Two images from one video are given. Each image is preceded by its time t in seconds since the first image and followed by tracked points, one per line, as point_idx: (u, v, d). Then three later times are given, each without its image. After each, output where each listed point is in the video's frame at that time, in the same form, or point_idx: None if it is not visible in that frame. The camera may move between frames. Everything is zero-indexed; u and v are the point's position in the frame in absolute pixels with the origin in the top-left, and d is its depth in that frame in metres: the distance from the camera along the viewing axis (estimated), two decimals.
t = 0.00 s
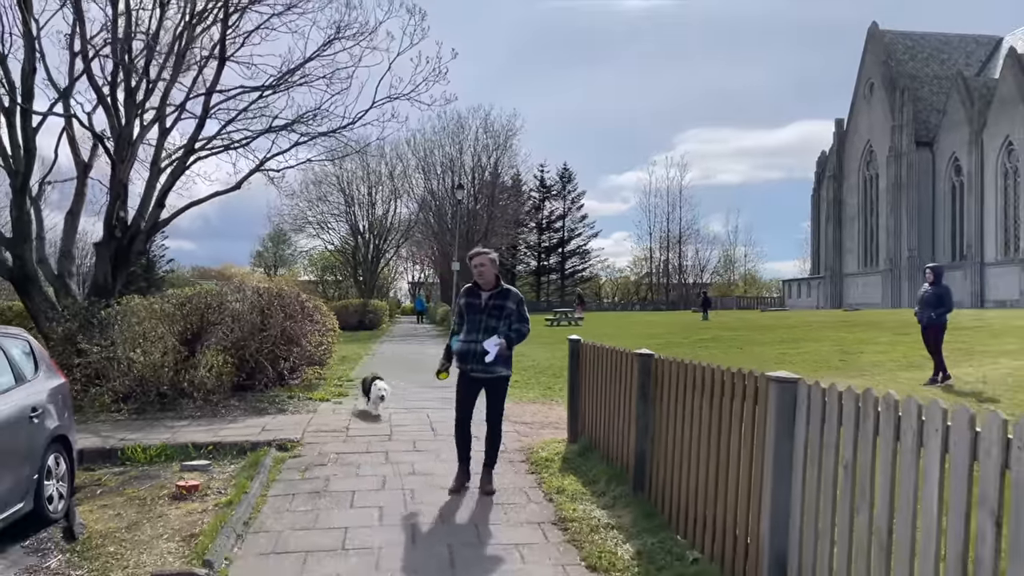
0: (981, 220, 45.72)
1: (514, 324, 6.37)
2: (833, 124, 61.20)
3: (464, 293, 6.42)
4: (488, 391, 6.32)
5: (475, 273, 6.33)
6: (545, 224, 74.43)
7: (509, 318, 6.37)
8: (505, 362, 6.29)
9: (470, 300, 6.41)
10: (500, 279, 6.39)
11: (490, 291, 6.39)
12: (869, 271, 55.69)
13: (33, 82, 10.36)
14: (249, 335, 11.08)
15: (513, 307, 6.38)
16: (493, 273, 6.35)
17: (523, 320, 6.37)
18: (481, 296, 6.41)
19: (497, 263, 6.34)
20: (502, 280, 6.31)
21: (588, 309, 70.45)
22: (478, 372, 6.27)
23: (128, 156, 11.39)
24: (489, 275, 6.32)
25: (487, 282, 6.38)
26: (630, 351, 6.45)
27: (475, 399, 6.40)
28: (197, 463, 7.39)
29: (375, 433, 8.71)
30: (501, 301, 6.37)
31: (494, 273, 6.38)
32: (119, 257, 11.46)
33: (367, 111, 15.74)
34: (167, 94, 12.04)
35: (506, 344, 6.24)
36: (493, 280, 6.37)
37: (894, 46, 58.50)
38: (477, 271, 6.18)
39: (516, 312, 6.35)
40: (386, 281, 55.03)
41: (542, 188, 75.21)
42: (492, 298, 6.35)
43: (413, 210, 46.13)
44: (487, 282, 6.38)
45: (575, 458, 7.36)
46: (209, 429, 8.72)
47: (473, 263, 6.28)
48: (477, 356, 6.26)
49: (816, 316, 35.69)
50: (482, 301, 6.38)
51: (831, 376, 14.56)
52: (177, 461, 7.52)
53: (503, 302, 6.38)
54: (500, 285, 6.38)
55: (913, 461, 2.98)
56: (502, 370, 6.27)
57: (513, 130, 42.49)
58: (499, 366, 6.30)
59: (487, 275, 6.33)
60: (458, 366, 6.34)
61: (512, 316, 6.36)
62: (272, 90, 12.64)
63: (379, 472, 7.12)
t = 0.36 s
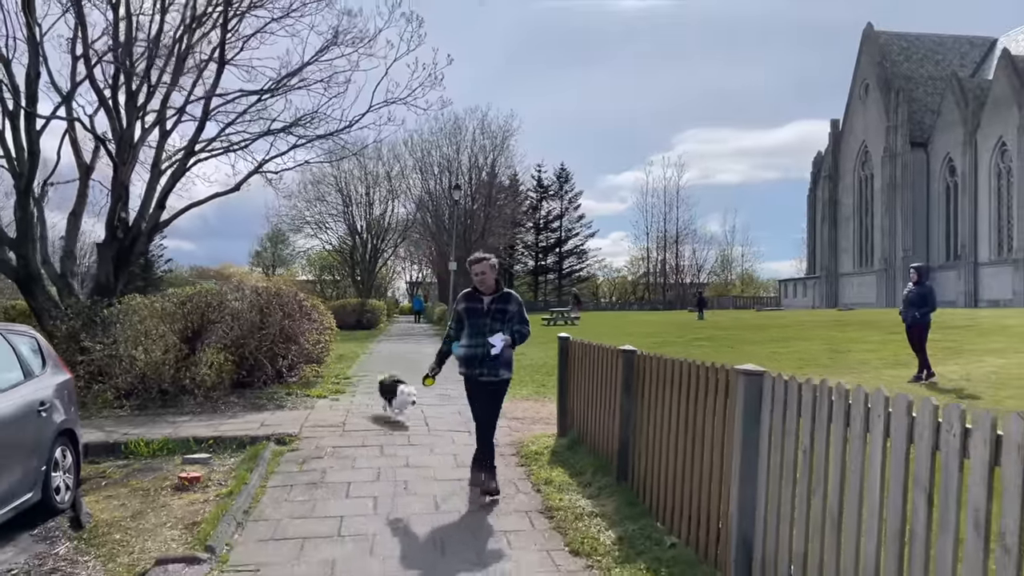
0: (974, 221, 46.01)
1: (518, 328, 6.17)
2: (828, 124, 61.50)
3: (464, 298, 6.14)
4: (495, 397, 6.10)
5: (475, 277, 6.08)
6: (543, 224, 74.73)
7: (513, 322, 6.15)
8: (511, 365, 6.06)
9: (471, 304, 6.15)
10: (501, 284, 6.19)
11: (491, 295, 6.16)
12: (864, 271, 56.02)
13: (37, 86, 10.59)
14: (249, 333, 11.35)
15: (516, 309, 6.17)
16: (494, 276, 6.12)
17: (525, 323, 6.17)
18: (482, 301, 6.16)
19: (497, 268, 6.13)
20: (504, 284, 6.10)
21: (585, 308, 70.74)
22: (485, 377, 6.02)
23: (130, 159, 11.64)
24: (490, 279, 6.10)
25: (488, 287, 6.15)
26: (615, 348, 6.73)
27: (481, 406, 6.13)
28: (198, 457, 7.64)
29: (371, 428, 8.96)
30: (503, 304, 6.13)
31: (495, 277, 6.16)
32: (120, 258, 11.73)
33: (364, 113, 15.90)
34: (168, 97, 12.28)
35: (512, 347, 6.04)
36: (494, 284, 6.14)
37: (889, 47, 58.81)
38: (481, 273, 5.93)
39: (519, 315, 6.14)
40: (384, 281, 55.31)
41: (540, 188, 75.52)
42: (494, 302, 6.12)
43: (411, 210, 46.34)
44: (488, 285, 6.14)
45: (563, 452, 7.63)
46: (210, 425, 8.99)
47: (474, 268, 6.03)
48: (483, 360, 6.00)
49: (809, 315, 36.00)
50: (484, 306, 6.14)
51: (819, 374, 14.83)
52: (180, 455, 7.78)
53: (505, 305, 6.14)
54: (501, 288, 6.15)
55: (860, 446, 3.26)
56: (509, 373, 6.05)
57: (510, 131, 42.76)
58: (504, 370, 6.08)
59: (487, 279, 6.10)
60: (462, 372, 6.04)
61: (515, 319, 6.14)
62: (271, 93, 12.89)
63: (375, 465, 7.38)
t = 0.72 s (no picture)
0: (968, 221, 46.34)
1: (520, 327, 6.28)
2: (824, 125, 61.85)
3: (465, 302, 6.20)
4: (499, 396, 6.23)
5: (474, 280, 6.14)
6: (540, 225, 75.00)
7: (515, 322, 6.25)
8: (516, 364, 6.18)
9: (472, 308, 6.21)
10: (500, 285, 6.26)
11: (491, 297, 6.24)
12: (859, 271, 56.35)
13: (42, 91, 10.84)
14: (249, 332, 11.59)
15: (518, 310, 6.27)
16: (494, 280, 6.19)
17: (527, 323, 6.29)
18: (483, 304, 6.24)
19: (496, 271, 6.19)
20: (503, 285, 6.18)
21: (582, 308, 71.01)
22: (489, 377, 6.14)
23: (132, 162, 11.88)
24: (489, 282, 6.16)
25: (487, 289, 6.22)
26: (605, 346, 6.98)
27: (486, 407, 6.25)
28: (201, 452, 7.90)
29: (369, 425, 9.21)
30: (505, 306, 6.23)
31: (494, 279, 6.21)
32: (123, 259, 11.97)
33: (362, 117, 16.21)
34: (170, 100, 12.51)
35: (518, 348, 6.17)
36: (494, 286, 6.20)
37: (884, 48, 59.16)
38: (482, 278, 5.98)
39: (521, 316, 6.25)
40: (382, 281, 55.52)
41: (537, 188, 75.79)
42: (495, 304, 6.21)
43: (408, 211, 46.54)
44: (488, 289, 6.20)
45: (555, 447, 7.89)
46: (212, 422, 9.24)
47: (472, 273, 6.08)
48: (490, 363, 6.10)
49: (803, 314, 36.32)
50: (485, 308, 6.21)
51: (810, 373, 15.10)
52: (183, 451, 8.04)
53: (506, 306, 6.23)
54: (502, 290, 6.23)
55: (819, 436, 3.55)
56: (514, 372, 6.18)
57: (507, 132, 43.01)
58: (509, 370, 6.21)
59: (488, 282, 6.16)
60: (467, 375, 6.14)
61: (517, 319, 6.25)
62: (271, 97, 13.16)
63: (373, 461, 7.63)
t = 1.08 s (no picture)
0: (961, 221, 46.74)
1: (519, 332, 6.25)
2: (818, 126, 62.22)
3: (465, 306, 6.39)
4: (499, 399, 6.23)
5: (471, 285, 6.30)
6: (536, 225, 75.28)
7: (513, 326, 6.26)
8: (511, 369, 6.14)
9: (472, 312, 6.36)
10: (499, 289, 6.30)
11: (491, 301, 6.33)
12: (853, 270, 56.76)
13: (47, 95, 11.06)
14: (251, 330, 11.84)
15: (516, 314, 6.27)
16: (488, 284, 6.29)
17: (525, 326, 6.23)
18: (482, 308, 6.35)
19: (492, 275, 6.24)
20: (500, 289, 6.22)
21: (578, 307, 71.31)
22: (484, 381, 6.17)
23: (135, 164, 12.13)
24: (486, 288, 6.25)
25: (486, 294, 6.31)
26: (596, 344, 7.27)
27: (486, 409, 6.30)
28: (206, 446, 8.16)
29: (368, 420, 9.47)
30: (502, 309, 6.29)
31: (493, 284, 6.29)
32: (127, 259, 12.23)
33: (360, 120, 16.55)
34: (172, 104, 12.76)
35: (512, 353, 6.14)
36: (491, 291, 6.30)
37: (878, 50, 59.59)
38: (470, 284, 6.13)
39: (519, 320, 6.24)
40: (379, 280, 55.73)
41: (533, 188, 76.04)
42: (494, 308, 6.29)
43: (405, 211, 46.75)
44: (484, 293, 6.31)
45: (549, 441, 8.17)
46: (216, 417, 9.50)
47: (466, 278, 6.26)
48: (483, 367, 6.15)
49: (796, 314, 36.67)
50: (484, 312, 6.32)
51: (800, 371, 15.40)
52: (189, 445, 8.29)
53: (504, 310, 6.29)
54: (499, 294, 6.29)
55: (793, 424, 3.84)
56: (510, 377, 6.14)
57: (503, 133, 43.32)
58: (507, 375, 6.17)
59: (484, 287, 6.25)
60: (467, 378, 6.23)
61: (515, 323, 6.26)
62: (272, 100, 13.42)
63: (373, 455, 7.88)
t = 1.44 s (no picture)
0: (950, 222, 47.16)
1: (518, 337, 6.25)
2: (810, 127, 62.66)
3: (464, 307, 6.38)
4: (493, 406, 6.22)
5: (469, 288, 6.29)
6: (530, 225, 75.54)
7: (511, 332, 6.25)
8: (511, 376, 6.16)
9: (470, 313, 6.36)
10: (500, 293, 6.28)
11: (489, 304, 6.31)
12: (844, 271, 57.23)
13: (45, 99, 11.24)
14: (246, 330, 12.04)
15: (514, 319, 6.26)
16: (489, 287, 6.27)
17: (528, 332, 6.24)
18: (481, 311, 6.34)
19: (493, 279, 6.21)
20: (501, 294, 6.20)
21: (571, 307, 71.63)
22: (482, 386, 6.21)
23: (132, 166, 12.31)
24: (487, 291, 6.23)
25: (486, 297, 6.28)
26: (583, 343, 7.51)
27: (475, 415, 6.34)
28: (203, 443, 8.35)
29: (361, 417, 9.69)
30: (500, 314, 6.28)
31: (493, 287, 6.26)
32: (125, 260, 12.43)
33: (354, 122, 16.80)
34: (168, 106, 12.94)
35: (515, 360, 6.14)
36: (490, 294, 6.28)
37: (869, 51, 60.07)
38: (471, 287, 6.15)
39: (517, 326, 6.23)
40: (373, 280, 55.89)
41: (527, 189, 76.33)
42: (492, 312, 6.28)
43: (398, 211, 46.94)
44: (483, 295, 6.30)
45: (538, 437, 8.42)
46: (213, 415, 9.71)
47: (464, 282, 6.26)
48: (482, 371, 6.18)
49: (787, 314, 37.02)
50: (482, 315, 6.32)
51: (787, 370, 15.69)
52: (186, 442, 8.49)
53: (504, 315, 6.28)
54: (498, 298, 6.28)
55: (762, 419, 4.10)
56: (509, 384, 6.17)
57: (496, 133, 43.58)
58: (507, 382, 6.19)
59: (485, 290, 6.22)
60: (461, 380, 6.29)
61: (515, 328, 6.27)
62: (267, 103, 13.62)
63: (367, 451, 8.08)
